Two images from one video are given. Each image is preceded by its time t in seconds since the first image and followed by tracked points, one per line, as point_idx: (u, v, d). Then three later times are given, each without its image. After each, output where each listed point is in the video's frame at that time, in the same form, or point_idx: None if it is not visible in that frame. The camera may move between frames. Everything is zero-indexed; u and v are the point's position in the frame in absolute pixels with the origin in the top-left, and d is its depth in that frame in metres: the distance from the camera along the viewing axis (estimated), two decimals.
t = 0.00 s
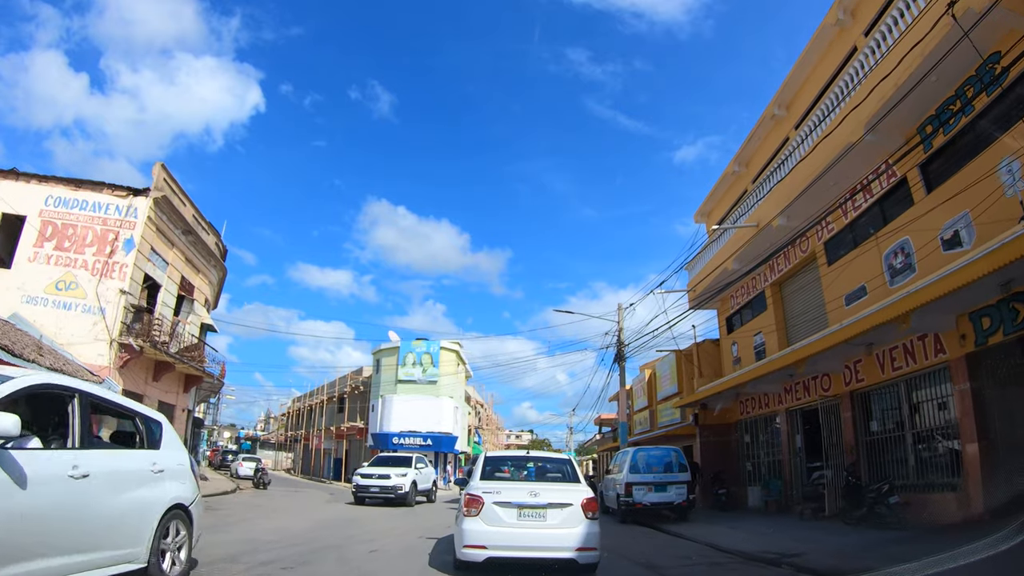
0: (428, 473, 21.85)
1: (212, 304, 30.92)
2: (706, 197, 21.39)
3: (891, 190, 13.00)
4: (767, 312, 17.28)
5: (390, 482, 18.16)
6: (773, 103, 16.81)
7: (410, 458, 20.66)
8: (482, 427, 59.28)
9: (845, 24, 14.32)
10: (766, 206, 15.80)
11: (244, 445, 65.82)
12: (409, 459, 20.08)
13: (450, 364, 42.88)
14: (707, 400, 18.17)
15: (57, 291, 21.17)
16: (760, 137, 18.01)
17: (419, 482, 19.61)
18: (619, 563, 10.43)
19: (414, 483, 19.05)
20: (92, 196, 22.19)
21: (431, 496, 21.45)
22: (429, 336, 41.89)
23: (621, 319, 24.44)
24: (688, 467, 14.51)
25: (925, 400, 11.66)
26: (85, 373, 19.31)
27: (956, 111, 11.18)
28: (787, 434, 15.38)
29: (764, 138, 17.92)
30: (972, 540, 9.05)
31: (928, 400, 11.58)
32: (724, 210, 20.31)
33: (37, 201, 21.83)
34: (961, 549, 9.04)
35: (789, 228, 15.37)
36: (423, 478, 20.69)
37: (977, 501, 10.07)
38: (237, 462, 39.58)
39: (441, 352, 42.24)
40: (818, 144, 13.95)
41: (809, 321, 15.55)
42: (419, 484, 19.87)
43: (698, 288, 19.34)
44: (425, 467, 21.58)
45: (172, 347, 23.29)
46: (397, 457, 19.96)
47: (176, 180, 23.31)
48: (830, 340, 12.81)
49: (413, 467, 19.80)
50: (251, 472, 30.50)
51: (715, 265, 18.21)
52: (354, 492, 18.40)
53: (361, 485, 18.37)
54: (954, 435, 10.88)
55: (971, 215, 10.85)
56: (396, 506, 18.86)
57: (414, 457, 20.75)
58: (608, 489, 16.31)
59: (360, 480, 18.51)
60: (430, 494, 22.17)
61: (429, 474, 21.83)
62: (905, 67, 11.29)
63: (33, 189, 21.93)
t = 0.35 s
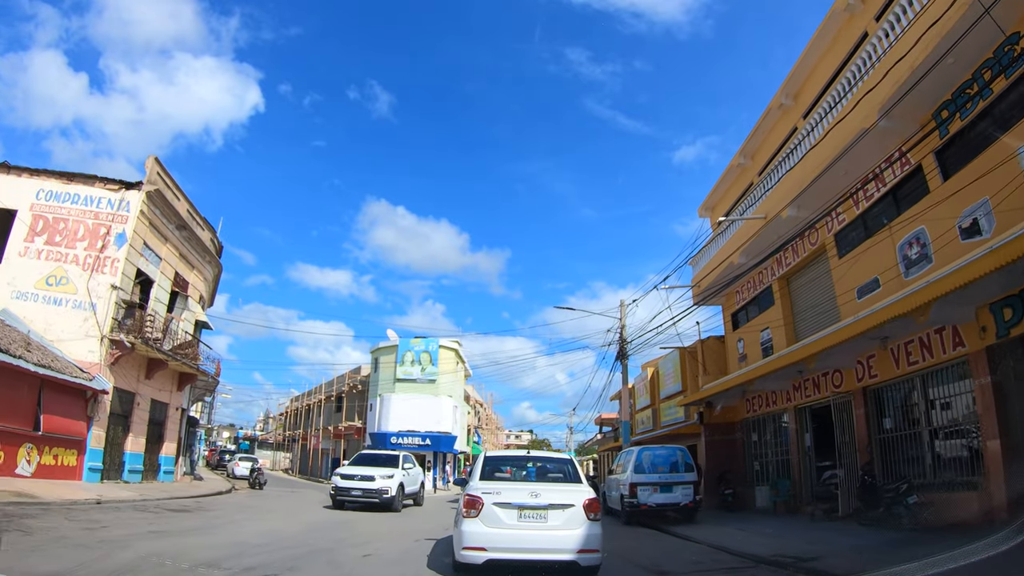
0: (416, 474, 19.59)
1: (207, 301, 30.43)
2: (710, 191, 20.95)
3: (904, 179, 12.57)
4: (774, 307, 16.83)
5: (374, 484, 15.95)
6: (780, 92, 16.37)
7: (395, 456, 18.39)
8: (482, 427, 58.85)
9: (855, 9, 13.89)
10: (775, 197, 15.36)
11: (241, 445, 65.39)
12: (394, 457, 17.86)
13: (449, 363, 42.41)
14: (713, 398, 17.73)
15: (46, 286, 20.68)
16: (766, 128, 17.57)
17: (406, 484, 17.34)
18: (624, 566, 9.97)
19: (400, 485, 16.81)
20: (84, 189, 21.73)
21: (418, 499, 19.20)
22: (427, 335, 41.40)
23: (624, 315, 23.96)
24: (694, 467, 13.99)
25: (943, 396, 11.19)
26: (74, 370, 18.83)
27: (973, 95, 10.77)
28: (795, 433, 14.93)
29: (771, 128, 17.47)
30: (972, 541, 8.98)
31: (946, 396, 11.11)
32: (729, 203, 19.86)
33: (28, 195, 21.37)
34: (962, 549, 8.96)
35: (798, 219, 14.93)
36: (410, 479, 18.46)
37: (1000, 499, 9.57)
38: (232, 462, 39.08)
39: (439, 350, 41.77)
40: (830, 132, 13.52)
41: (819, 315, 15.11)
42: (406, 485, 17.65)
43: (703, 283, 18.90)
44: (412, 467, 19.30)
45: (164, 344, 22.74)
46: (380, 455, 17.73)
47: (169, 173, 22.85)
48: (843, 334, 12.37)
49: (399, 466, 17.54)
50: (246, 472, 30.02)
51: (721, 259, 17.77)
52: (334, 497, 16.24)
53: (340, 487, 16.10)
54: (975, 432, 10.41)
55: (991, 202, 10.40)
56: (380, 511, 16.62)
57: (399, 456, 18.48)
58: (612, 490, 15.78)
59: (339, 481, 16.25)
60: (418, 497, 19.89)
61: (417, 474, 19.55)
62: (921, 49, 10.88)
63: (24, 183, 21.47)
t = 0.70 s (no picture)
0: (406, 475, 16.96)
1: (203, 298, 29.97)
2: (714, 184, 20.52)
3: (919, 166, 12.13)
4: (781, 301, 16.39)
5: (352, 488, 13.32)
6: (788, 80, 15.91)
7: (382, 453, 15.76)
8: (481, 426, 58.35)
9: None
10: (784, 188, 14.95)
11: (239, 445, 64.95)
12: (380, 455, 15.21)
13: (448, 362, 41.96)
14: (718, 395, 17.29)
15: (37, 281, 20.21)
16: (773, 118, 17.14)
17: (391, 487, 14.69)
18: (630, 570, 9.52)
19: (385, 487, 14.22)
20: (75, 183, 21.26)
21: (403, 503, 16.48)
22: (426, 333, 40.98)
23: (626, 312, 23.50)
24: (701, 466, 13.49)
25: (961, 390, 10.73)
26: (63, 367, 18.35)
27: (991, 78, 10.34)
28: (804, 431, 14.49)
29: (778, 118, 17.04)
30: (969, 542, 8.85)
31: (965, 390, 10.65)
32: (734, 196, 19.42)
33: (18, 188, 20.91)
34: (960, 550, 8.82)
35: (807, 210, 14.51)
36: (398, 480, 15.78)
37: None
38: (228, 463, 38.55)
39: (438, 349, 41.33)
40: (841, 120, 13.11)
41: (829, 308, 14.67)
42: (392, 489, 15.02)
43: (708, 278, 18.47)
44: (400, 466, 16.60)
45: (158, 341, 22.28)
46: (364, 451, 15.13)
47: (162, 166, 22.39)
48: (855, 327, 11.93)
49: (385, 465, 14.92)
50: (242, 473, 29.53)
51: (727, 252, 17.35)
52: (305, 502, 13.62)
53: (313, 491, 13.43)
54: (996, 428, 9.95)
55: (1010, 189, 9.97)
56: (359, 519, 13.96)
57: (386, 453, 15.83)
58: (615, 490, 15.30)
59: (313, 483, 13.64)
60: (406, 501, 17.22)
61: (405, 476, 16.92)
62: (937, 30, 10.46)
63: (14, 176, 21.01)
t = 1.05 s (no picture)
0: (390, 476, 14.87)
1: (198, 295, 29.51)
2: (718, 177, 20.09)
3: (934, 153, 11.70)
4: (789, 295, 15.97)
5: (324, 490, 11.26)
6: (795, 68, 15.46)
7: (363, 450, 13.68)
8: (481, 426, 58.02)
9: None
10: (793, 178, 14.54)
11: (238, 445, 64.60)
12: (360, 452, 13.15)
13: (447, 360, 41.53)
14: (724, 392, 16.86)
15: (27, 277, 19.75)
16: (779, 107, 16.70)
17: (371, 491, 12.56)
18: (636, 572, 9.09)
19: (365, 490, 12.15)
20: (66, 176, 20.80)
21: (385, 509, 14.41)
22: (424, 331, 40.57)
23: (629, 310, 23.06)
24: (708, 466, 13.00)
25: (980, 383, 10.28)
26: (51, 363, 17.89)
27: (1009, 59, 9.92)
28: (814, 428, 14.08)
29: (785, 107, 16.59)
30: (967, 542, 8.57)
31: (984, 384, 10.20)
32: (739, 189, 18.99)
33: (9, 182, 20.45)
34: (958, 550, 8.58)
35: (817, 199, 14.09)
36: (380, 483, 13.68)
37: None
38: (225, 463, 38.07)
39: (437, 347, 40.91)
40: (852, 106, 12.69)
41: (841, 302, 14.23)
42: (372, 492, 12.97)
43: (713, 272, 18.05)
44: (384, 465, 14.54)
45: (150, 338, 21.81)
46: (341, 448, 13.04)
47: (154, 159, 21.90)
48: (868, 319, 11.52)
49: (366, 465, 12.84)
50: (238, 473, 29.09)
51: (732, 245, 16.92)
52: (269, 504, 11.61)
53: (279, 491, 11.35)
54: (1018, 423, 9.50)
55: None
56: (333, 527, 11.85)
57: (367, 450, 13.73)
58: (619, 492, 14.81)
59: (278, 483, 11.66)
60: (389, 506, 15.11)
61: (389, 477, 14.83)
62: (953, 9, 10.04)
63: (4, 169, 20.55)
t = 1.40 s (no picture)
0: (370, 476, 12.68)
1: (193, 292, 29.06)
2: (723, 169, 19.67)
3: (950, 137, 11.27)
4: (797, 289, 15.54)
5: (276, 496, 9.10)
6: (803, 55, 15.03)
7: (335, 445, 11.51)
8: (480, 425, 57.63)
9: None
10: (803, 166, 14.12)
11: (236, 445, 64.16)
12: (329, 449, 10.95)
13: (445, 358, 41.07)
14: (731, 389, 16.41)
15: (15, 271, 19.28)
16: (786, 96, 16.27)
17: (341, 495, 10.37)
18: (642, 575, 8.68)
19: (332, 494, 9.99)
20: (56, 169, 20.33)
21: (359, 517, 12.21)
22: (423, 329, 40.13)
23: (632, 306, 22.59)
24: (716, 464, 12.55)
25: (1000, 376, 9.83)
26: (40, 360, 17.42)
27: None
28: (824, 425, 13.66)
29: (792, 95, 16.16)
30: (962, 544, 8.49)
31: (1004, 376, 9.76)
32: (745, 180, 18.56)
33: None
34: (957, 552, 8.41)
35: (827, 188, 13.68)
36: (355, 485, 11.49)
37: None
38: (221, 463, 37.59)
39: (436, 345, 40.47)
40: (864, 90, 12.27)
41: (853, 294, 13.80)
42: (343, 496, 10.79)
43: (719, 265, 17.63)
44: (361, 464, 12.31)
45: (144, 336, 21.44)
46: (306, 443, 10.86)
47: (146, 151, 21.43)
48: (883, 311, 11.08)
49: (335, 463, 10.66)
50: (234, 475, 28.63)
51: (739, 238, 16.51)
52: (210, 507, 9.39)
53: (222, 495, 9.21)
54: None
55: None
56: (292, 540, 9.67)
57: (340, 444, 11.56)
58: (623, 492, 14.34)
59: (222, 483, 9.44)
60: (370, 511, 12.93)
61: (368, 476, 12.65)
62: None
63: None
